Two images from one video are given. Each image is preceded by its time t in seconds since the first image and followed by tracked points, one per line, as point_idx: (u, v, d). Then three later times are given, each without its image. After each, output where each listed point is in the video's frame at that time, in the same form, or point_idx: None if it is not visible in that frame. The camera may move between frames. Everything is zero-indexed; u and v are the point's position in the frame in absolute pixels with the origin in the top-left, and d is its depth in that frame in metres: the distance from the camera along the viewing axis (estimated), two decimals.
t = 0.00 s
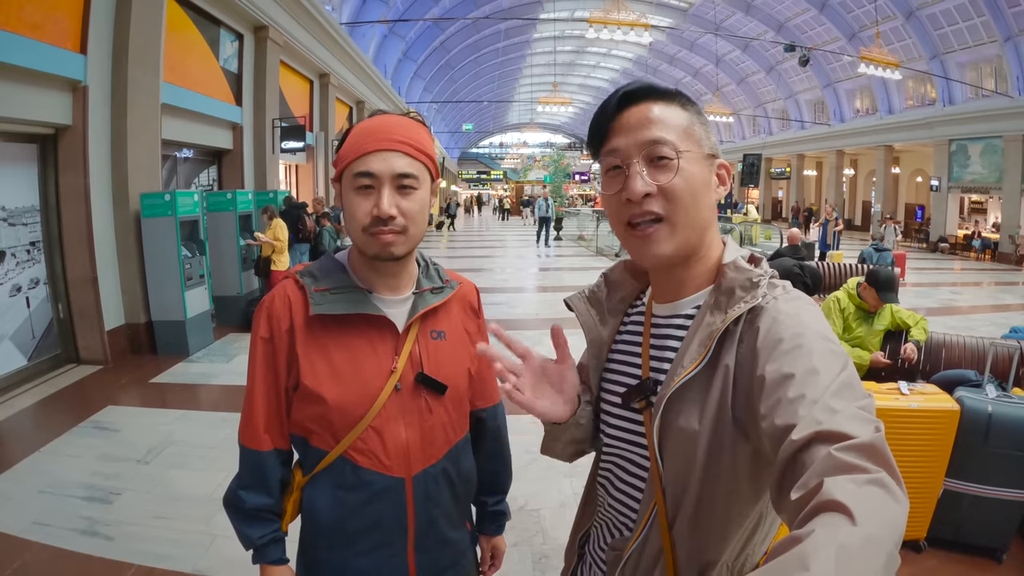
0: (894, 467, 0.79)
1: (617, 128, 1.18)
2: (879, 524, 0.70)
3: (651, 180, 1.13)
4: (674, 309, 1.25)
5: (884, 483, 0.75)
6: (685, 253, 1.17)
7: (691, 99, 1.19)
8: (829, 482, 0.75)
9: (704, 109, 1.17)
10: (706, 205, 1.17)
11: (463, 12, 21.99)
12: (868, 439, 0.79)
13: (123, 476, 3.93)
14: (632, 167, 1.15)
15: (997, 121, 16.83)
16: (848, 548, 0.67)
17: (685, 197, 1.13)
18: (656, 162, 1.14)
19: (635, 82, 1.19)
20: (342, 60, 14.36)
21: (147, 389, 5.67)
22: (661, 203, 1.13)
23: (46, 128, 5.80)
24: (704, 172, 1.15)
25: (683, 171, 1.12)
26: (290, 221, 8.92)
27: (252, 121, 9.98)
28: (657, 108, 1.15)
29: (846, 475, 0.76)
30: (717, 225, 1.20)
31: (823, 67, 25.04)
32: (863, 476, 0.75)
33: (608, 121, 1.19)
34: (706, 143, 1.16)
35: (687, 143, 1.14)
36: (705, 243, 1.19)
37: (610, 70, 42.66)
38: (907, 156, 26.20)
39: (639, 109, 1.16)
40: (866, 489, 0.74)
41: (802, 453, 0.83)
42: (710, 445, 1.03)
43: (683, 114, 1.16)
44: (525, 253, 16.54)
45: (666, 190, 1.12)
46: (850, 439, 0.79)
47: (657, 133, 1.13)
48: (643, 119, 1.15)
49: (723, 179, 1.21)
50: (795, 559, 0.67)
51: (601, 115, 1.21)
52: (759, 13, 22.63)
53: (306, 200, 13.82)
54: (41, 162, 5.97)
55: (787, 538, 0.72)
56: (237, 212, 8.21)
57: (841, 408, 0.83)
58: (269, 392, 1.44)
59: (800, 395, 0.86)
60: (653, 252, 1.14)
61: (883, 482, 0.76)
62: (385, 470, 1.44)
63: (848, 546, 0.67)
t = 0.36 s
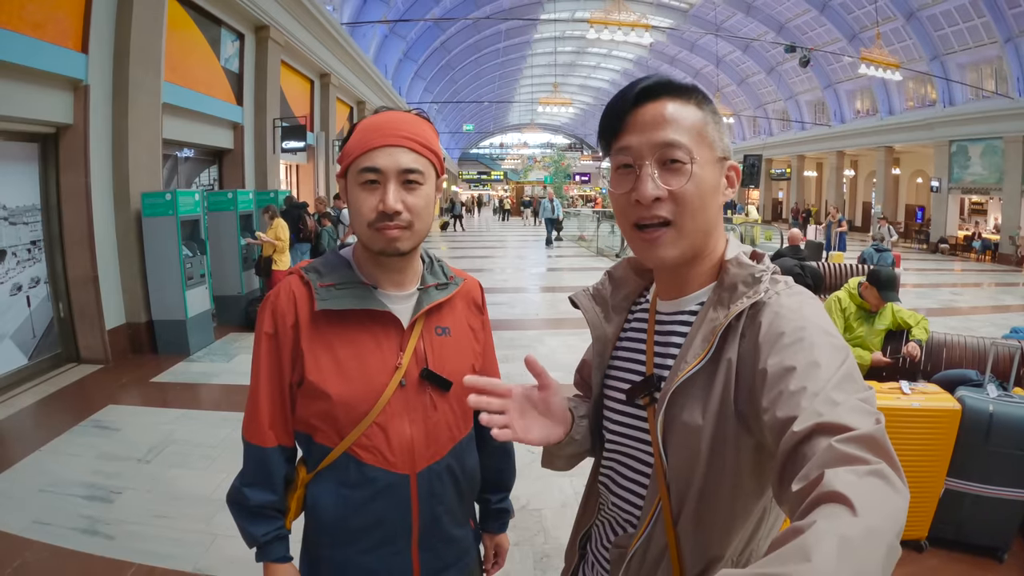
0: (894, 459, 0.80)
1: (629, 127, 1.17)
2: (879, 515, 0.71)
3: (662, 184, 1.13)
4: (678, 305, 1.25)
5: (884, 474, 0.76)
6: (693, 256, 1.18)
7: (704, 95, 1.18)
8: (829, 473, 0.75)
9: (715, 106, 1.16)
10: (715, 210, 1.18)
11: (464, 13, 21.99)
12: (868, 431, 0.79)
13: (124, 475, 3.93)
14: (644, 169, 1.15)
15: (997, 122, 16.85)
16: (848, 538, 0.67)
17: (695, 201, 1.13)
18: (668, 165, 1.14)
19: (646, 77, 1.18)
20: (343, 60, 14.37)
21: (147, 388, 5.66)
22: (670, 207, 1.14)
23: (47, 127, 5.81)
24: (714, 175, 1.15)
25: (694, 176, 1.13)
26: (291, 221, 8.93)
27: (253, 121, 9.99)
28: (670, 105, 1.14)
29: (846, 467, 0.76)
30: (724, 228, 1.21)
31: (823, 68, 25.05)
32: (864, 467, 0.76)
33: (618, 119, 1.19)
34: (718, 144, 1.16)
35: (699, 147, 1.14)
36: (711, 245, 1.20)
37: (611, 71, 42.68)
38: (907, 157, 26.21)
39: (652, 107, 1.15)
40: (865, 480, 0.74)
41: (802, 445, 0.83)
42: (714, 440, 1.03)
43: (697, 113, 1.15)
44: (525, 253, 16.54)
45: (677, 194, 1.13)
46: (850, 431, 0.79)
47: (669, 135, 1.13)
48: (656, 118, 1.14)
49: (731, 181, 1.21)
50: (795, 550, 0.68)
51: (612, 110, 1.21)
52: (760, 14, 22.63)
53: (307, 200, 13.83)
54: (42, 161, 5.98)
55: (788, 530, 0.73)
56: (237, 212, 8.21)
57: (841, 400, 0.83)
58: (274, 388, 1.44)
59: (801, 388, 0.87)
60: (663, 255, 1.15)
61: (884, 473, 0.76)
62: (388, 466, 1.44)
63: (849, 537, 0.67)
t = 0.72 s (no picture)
0: (896, 463, 0.79)
1: (622, 132, 1.16)
2: (881, 520, 0.70)
3: (653, 191, 1.13)
4: (677, 306, 1.25)
5: (884, 478, 0.75)
6: (687, 261, 1.18)
7: (703, 93, 1.16)
8: (830, 477, 0.75)
9: (714, 107, 1.15)
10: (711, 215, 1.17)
11: (463, 12, 21.97)
12: (870, 435, 0.79)
13: (122, 476, 3.92)
14: (635, 176, 1.14)
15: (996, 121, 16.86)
16: (848, 544, 0.67)
17: (687, 207, 1.13)
18: (660, 172, 1.13)
19: (641, 78, 1.16)
20: (342, 59, 14.37)
21: (146, 388, 5.65)
22: (661, 215, 1.14)
23: (45, 127, 5.80)
24: (710, 180, 1.14)
25: (686, 182, 1.12)
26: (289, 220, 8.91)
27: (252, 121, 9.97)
28: (665, 108, 1.13)
29: (848, 470, 0.75)
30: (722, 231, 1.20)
31: (822, 67, 25.06)
32: (866, 471, 0.75)
33: (613, 119, 1.18)
34: (714, 145, 1.15)
35: (694, 153, 1.13)
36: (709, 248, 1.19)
37: (610, 70, 42.68)
38: (906, 156, 26.22)
39: (647, 111, 1.13)
40: (867, 484, 0.74)
41: (803, 447, 0.82)
42: (712, 440, 1.03)
43: (693, 113, 1.13)
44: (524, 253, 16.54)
45: (668, 202, 1.12)
46: (851, 434, 0.79)
47: (662, 141, 1.12)
48: (650, 123, 1.13)
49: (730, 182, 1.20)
50: (797, 554, 0.67)
51: (604, 112, 1.19)
52: (759, 13, 22.65)
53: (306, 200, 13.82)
54: (41, 162, 5.97)
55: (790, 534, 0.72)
56: (235, 211, 8.20)
57: (843, 402, 0.83)
58: (270, 389, 1.44)
59: (803, 389, 0.86)
60: (655, 265, 1.15)
61: (885, 477, 0.75)
62: (385, 467, 1.43)
63: (851, 542, 0.67)
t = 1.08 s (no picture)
0: (900, 468, 0.79)
1: (622, 127, 1.17)
2: (884, 525, 0.70)
3: (641, 185, 1.13)
4: (680, 309, 1.24)
5: (890, 484, 0.75)
6: (675, 258, 1.17)
7: (705, 92, 1.15)
8: (835, 482, 0.74)
9: (709, 107, 1.14)
10: (704, 211, 1.15)
11: (461, 13, 21.96)
12: (874, 440, 0.79)
13: (122, 478, 3.91)
14: (625, 171, 1.15)
15: (995, 120, 16.86)
16: (854, 549, 0.66)
17: (673, 201, 1.11)
18: (647, 167, 1.13)
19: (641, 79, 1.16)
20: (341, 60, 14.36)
21: (145, 390, 5.64)
22: (647, 209, 1.13)
23: (43, 128, 5.79)
24: (700, 176, 1.12)
25: (672, 177, 1.11)
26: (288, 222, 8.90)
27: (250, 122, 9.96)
28: (662, 108, 1.13)
29: (853, 476, 0.75)
30: (715, 230, 1.18)
31: (821, 67, 25.06)
32: (871, 477, 0.75)
33: (615, 114, 1.18)
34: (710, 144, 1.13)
35: (683, 149, 1.12)
36: (701, 247, 1.17)
37: (609, 70, 42.69)
38: (905, 156, 26.22)
39: (641, 110, 1.14)
40: (872, 489, 0.73)
41: (807, 452, 0.82)
42: (717, 445, 1.03)
43: (688, 114, 1.12)
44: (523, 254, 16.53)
45: (654, 196, 1.12)
46: (857, 440, 0.78)
47: (651, 137, 1.12)
48: (643, 121, 1.13)
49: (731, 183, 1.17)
50: (801, 560, 0.67)
51: (604, 114, 1.20)
52: (757, 13, 22.69)
53: (304, 201, 13.81)
54: (39, 163, 5.96)
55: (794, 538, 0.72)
56: (234, 212, 8.21)
57: (849, 407, 0.82)
58: (269, 392, 1.43)
59: (808, 394, 0.86)
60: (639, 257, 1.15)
61: (888, 482, 0.75)
62: (385, 470, 1.43)
63: (855, 547, 0.67)
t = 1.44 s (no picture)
0: (901, 478, 0.79)
1: (614, 136, 1.19)
2: (885, 535, 0.70)
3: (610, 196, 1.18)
4: (683, 314, 1.24)
5: (890, 493, 0.75)
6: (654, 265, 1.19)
7: (689, 96, 1.14)
8: (835, 491, 0.74)
9: (676, 106, 1.13)
10: (677, 217, 1.14)
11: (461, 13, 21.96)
12: (875, 449, 0.78)
13: (121, 478, 3.91)
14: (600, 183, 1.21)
15: (994, 120, 16.86)
16: (852, 558, 0.67)
17: (637, 209, 1.14)
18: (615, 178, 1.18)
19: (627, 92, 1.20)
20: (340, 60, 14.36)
21: (144, 390, 5.64)
22: (618, 218, 1.18)
23: (42, 128, 5.78)
24: (665, 182, 1.13)
25: (633, 186, 1.14)
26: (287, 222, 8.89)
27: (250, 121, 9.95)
28: (628, 121, 1.17)
29: (853, 485, 0.75)
30: (702, 235, 1.16)
31: (821, 67, 25.07)
32: (871, 486, 0.75)
33: (610, 122, 1.20)
34: (674, 149, 1.13)
35: (646, 158, 1.14)
36: (684, 250, 1.17)
37: (608, 70, 42.70)
38: (905, 156, 26.23)
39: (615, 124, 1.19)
40: (873, 499, 0.73)
41: (808, 459, 0.82)
42: (718, 450, 1.02)
43: (655, 121, 1.14)
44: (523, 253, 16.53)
45: (621, 207, 1.16)
46: (858, 449, 0.78)
47: (616, 151, 1.17)
48: (615, 135, 1.18)
49: (710, 186, 1.12)
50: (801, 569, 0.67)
51: (598, 122, 1.23)
52: (756, 13, 22.72)
53: (304, 200, 13.81)
54: (38, 163, 5.95)
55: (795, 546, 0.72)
56: (234, 212, 8.21)
57: (850, 416, 0.82)
58: (269, 396, 1.43)
59: (810, 402, 0.86)
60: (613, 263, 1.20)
61: (889, 492, 0.75)
62: (385, 474, 1.43)
63: (855, 556, 0.67)
